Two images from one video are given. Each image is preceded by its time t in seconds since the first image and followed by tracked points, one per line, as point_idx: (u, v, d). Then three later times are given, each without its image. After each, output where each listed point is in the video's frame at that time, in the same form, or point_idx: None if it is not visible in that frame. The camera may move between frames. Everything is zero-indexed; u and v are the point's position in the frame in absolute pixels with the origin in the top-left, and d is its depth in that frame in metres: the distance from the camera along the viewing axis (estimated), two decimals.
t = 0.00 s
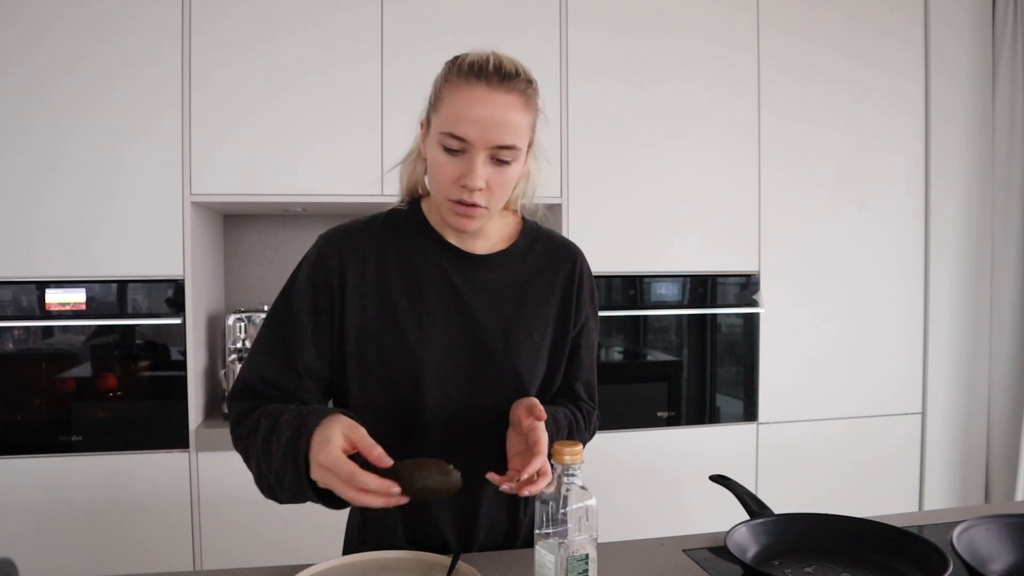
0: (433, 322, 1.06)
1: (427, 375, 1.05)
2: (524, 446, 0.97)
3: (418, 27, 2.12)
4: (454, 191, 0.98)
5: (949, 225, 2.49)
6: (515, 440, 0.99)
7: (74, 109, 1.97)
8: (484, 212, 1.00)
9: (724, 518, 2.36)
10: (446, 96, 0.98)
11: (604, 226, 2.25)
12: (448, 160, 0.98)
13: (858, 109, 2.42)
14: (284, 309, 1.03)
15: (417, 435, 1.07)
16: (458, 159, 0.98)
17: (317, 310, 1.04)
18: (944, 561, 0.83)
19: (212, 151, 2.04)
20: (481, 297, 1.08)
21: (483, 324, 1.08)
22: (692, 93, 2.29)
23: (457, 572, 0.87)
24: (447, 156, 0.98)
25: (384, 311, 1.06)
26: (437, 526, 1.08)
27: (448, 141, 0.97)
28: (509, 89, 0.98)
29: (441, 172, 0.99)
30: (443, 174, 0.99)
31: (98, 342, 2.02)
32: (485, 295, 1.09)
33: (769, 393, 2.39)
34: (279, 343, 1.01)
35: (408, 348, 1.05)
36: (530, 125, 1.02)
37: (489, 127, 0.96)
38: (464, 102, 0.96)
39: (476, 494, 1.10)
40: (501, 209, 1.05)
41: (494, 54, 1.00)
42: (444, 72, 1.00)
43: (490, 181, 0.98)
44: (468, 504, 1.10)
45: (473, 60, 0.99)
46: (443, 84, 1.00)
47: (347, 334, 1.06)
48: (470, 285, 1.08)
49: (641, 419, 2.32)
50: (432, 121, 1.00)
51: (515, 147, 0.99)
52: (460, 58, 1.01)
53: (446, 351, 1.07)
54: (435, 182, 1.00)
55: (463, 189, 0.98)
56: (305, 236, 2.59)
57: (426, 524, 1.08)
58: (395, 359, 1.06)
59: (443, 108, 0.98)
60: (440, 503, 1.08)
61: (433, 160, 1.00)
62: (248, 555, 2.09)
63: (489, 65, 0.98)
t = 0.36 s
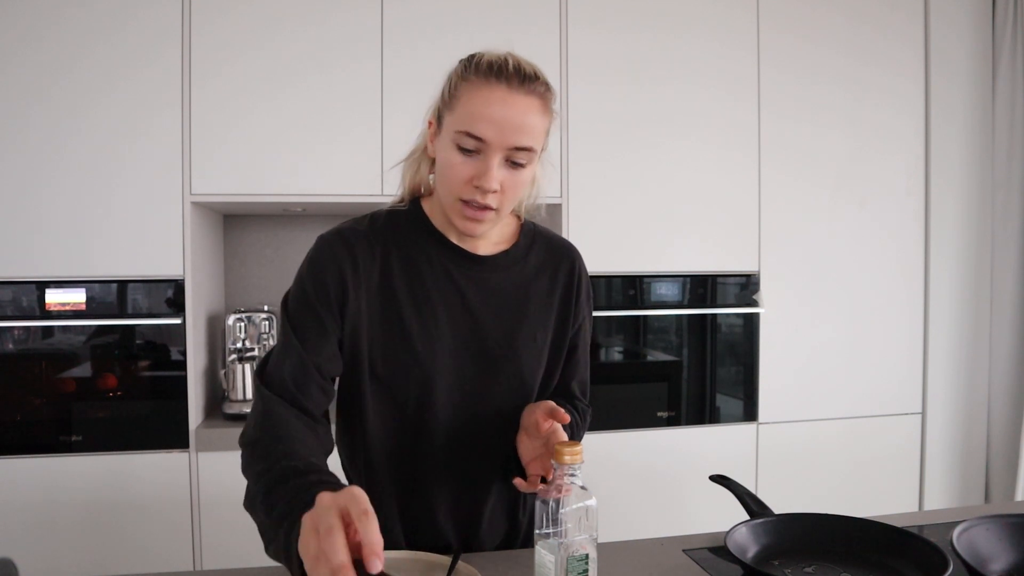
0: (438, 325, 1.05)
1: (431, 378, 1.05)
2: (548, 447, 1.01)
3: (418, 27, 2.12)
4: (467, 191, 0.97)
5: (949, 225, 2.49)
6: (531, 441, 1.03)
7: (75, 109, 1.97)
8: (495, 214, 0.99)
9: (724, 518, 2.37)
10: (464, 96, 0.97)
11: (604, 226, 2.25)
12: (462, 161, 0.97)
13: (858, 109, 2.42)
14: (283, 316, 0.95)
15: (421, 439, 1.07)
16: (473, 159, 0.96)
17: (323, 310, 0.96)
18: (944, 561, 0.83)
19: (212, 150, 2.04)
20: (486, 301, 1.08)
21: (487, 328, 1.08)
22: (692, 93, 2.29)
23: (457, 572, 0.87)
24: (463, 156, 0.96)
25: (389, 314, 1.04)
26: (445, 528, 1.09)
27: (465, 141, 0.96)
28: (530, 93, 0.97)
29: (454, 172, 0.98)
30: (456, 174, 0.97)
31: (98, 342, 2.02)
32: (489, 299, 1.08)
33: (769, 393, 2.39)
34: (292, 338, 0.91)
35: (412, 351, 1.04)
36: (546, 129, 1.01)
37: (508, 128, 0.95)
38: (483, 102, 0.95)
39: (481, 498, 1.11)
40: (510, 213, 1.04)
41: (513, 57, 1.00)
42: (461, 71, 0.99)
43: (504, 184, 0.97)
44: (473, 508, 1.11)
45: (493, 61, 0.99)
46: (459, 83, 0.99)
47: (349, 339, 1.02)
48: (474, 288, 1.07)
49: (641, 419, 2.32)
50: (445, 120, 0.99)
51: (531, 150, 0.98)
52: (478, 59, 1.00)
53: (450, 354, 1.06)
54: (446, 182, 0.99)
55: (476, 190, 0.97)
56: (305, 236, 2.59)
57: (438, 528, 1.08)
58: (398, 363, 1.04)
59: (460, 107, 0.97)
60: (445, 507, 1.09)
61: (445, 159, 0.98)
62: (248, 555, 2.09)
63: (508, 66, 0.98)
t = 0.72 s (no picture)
0: (438, 327, 1.05)
1: (432, 379, 1.05)
2: (550, 448, 1.02)
3: (418, 27, 2.12)
4: (472, 196, 0.97)
5: (949, 225, 2.49)
6: (534, 442, 1.04)
7: (75, 109, 1.97)
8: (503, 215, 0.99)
9: (724, 518, 2.37)
10: (455, 101, 0.96)
11: (604, 226, 2.25)
12: (463, 166, 0.96)
13: (858, 109, 2.42)
14: (284, 320, 0.95)
15: (422, 440, 1.07)
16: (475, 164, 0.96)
17: (323, 314, 0.96)
18: (944, 561, 0.83)
19: (212, 150, 2.04)
20: (486, 302, 1.08)
21: (487, 329, 1.08)
22: (692, 93, 2.29)
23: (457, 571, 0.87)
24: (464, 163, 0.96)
25: (389, 316, 1.04)
26: (447, 529, 1.09)
27: (463, 146, 0.96)
28: (522, 91, 0.97)
29: (456, 179, 0.97)
30: (458, 181, 0.97)
31: (98, 342, 2.02)
32: (489, 300, 1.08)
33: (768, 393, 2.39)
34: (293, 340, 0.91)
35: (413, 353, 1.04)
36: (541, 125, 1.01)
37: (504, 129, 0.95)
38: (477, 105, 0.95)
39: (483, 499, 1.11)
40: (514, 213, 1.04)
41: (496, 55, 0.99)
42: (447, 76, 0.98)
43: (509, 184, 0.97)
44: (474, 508, 1.11)
45: (478, 62, 0.98)
46: (448, 88, 0.98)
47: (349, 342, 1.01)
48: (474, 289, 1.07)
49: (641, 419, 2.32)
50: (440, 128, 0.99)
51: (530, 148, 0.98)
52: (462, 62, 0.99)
53: (450, 355, 1.06)
54: (448, 189, 0.98)
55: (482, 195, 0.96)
56: (305, 236, 2.59)
57: (439, 529, 1.09)
58: (398, 365, 1.04)
59: (453, 113, 0.96)
60: (447, 507, 1.09)
61: (445, 166, 0.98)
62: (247, 555, 2.09)
63: (495, 67, 0.97)
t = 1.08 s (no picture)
0: (438, 330, 1.05)
1: (432, 382, 1.05)
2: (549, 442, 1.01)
3: (418, 27, 2.12)
4: (457, 199, 0.97)
5: (949, 225, 2.49)
6: (534, 436, 1.03)
7: (75, 109, 1.97)
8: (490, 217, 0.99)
9: (724, 518, 2.37)
10: (438, 105, 0.96)
11: (604, 226, 2.25)
12: (448, 169, 0.96)
13: (858, 109, 2.42)
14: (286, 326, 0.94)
15: (423, 442, 1.07)
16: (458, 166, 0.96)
17: (323, 320, 0.96)
18: (944, 561, 0.83)
19: (212, 150, 2.04)
20: (485, 303, 1.08)
21: (487, 331, 1.08)
22: (692, 93, 2.29)
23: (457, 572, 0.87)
24: (448, 165, 0.96)
25: (388, 320, 1.04)
26: (449, 529, 1.10)
27: (446, 149, 0.95)
28: (508, 91, 0.96)
29: (441, 183, 0.97)
30: (443, 184, 0.97)
31: (98, 342, 2.02)
32: (489, 301, 1.08)
33: (769, 393, 2.39)
34: (296, 345, 0.91)
35: (413, 356, 1.04)
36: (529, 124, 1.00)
37: (486, 130, 0.94)
38: (458, 107, 0.94)
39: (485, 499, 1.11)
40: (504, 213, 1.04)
41: (481, 56, 0.98)
42: (431, 79, 0.98)
43: (494, 186, 0.97)
44: (477, 509, 1.11)
45: (461, 65, 0.97)
46: (432, 92, 0.97)
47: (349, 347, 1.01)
48: (475, 291, 1.07)
49: (641, 419, 2.32)
50: (426, 131, 0.98)
51: (516, 148, 0.97)
52: (447, 64, 0.98)
53: (451, 358, 1.06)
54: (434, 191, 0.99)
55: (467, 197, 0.96)
56: (304, 236, 2.58)
57: (443, 529, 1.09)
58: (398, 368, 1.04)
59: (436, 116, 0.96)
60: (450, 509, 1.10)
61: (430, 168, 0.98)
62: (247, 555, 2.09)
63: (478, 69, 0.96)
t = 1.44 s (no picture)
0: (438, 325, 1.05)
1: (432, 378, 1.05)
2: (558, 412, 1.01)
3: (418, 27, 2.12)
4: (478, 198, 0.97)
5: (949, 225, 2.49)
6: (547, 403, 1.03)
7: (75, 109, 1.97)
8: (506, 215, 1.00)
9: (724, 518, 2.37)
10: (457, 105, 0.95)
11: (604, 226, 2.25)
12: (469, 169, 0.96)
13: (858, 109, 2.42)
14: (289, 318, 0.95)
15: (423, 438, 1.07)
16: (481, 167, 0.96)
17: (326, 313, 0.96)
18: (944, 561, 0.83)
19: (212, 150, 2.04)
20: (484, 299, 1.08)
21: (487, 326, 1.08)
22: (692, 93, 2.29)
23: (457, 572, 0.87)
24: (469, 165, 0.96)
25: (389, 315, 1.04)
26: (451, 526, 1.09)
27: (467, 149, 0.95)
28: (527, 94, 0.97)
29: (460, 182, 0.97)
30: (463, 183, 0.97)
31: (98, 342, 2.02)
32: (488, 298, 1.08)
33: (769, 393, 2.39)
34: (301, 334, 0.92)
35: (413, 352, 1.04)
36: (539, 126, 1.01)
37: (508, 131, 0.94)
38: (483, 109, 0.94)
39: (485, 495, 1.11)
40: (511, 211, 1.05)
41: (496, 58, 0.99)
42: (447, 79, 0.97)
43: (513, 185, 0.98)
44: (475, 506, 1.11)
45: (478, 66, 0.97)
46: (449, 92, 0.97)
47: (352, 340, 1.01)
48: (475, 287, 1.07)
49: (641, 419, 2.32)
50: (442, 131, 0.98)
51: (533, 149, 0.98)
52: (460, 64, 0.98)
53: (451, 354, 1.06)
54: (452, 191, 0.98)
55: (489, 197, 0.96)
56: (304, 236, 2.58)
57: (443, 527, 1.09)
58: (398, 364, 1.05)
59: (456, 117, 0.96)
60: (449, 506, 1.09)
61: (448, 167, 0.97)
62: (247, 555, 2.09)
63: (498, 71, 0.96)
